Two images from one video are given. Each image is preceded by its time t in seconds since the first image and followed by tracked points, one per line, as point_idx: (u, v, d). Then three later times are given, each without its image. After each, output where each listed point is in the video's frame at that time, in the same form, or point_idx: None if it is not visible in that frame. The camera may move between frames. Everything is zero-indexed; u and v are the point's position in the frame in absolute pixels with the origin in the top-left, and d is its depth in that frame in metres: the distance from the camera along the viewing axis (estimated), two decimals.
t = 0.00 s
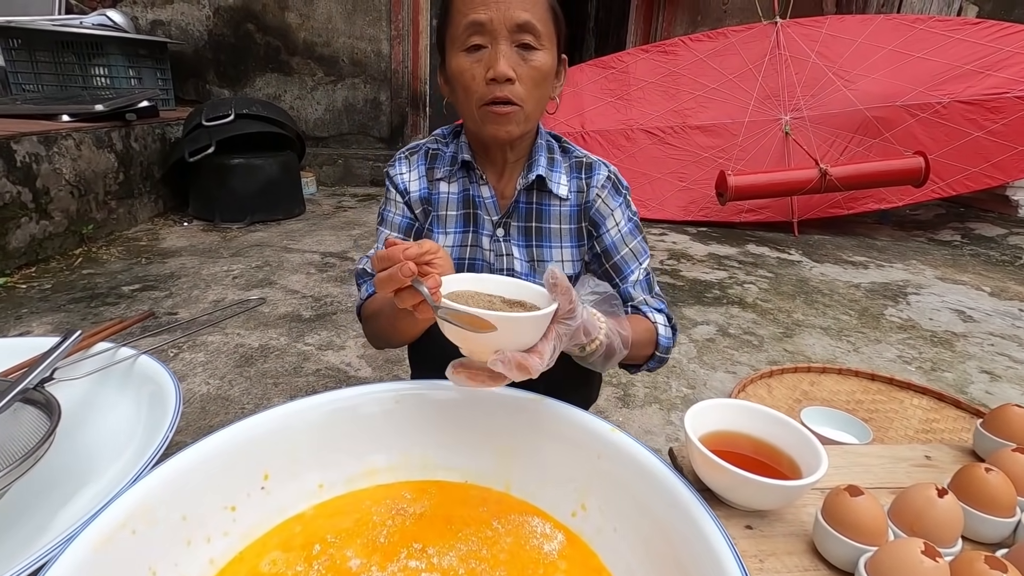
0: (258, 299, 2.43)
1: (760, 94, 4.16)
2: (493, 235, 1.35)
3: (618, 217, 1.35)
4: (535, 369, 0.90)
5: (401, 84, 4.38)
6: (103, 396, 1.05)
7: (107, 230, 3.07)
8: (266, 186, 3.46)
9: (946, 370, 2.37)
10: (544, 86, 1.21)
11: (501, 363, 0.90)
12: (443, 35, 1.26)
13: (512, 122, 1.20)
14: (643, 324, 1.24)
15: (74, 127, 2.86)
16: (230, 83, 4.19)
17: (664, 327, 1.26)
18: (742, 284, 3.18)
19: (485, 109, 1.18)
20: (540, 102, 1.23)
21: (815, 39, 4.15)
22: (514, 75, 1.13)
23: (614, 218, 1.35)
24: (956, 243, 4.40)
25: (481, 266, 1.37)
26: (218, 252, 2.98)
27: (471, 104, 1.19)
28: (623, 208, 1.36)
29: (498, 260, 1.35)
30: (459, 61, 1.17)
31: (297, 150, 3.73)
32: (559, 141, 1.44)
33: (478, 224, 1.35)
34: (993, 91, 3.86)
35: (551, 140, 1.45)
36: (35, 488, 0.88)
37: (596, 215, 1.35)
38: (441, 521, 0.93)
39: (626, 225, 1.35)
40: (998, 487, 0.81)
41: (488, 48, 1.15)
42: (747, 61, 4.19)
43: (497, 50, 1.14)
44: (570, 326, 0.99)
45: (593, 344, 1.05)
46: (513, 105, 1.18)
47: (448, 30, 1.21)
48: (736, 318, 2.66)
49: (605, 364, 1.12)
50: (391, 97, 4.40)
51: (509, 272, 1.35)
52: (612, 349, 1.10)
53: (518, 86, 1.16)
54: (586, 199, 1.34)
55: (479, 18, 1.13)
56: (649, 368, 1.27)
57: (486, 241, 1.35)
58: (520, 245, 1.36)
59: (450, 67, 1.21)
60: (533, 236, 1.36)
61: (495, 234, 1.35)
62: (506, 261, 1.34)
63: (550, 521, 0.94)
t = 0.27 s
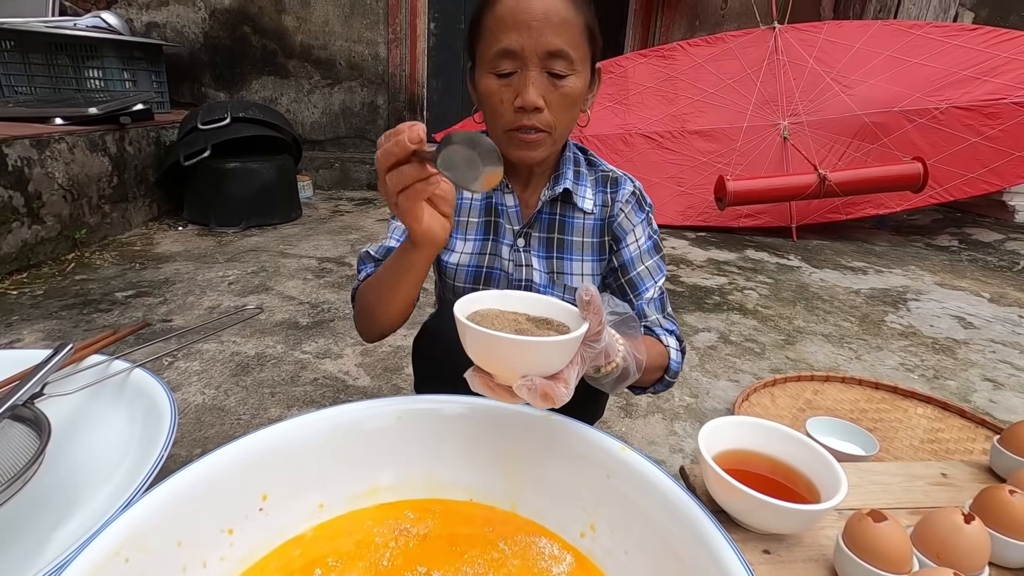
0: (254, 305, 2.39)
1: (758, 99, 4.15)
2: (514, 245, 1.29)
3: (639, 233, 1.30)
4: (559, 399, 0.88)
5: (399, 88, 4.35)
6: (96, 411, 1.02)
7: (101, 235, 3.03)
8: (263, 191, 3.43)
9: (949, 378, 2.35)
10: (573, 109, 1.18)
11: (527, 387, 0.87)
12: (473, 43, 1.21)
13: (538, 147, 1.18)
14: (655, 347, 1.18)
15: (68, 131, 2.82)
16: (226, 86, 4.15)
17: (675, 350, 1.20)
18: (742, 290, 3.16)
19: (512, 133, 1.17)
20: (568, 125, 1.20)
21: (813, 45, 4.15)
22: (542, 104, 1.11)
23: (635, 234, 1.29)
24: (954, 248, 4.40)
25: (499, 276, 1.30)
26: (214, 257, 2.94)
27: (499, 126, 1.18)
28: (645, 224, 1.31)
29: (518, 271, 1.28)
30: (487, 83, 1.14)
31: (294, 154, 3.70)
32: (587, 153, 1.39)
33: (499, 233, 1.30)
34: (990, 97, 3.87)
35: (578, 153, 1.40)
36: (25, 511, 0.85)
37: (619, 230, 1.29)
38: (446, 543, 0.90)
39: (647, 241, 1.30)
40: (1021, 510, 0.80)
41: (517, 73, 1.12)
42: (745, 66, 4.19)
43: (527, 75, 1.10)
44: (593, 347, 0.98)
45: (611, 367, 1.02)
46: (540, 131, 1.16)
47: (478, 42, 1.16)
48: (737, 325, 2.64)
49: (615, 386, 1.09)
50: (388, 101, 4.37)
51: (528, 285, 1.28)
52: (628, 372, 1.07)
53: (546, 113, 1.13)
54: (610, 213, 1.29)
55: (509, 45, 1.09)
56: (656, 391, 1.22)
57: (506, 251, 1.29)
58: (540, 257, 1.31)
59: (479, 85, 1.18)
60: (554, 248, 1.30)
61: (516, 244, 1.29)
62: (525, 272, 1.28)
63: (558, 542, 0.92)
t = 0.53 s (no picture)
0: (248, 312, 2.35)
1: (754, 103, 4.15)
2: (520, 254, 1.26)
3: (650, 244, 1.26)
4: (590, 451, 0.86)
5: (394, 92, 4.33)
6: (83, 425, 0.98)
7: (91, 240, 2.99)
8: (257, 195, 3.39)
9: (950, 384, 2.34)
10: (594, 108, 1.15)
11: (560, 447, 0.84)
12: (494, 40, 1.20)
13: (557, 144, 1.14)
14: (671, 366, 1.14)
15: (58, 134, 2.78)
16: (219, 88, 4.11)
17: (690, 366, 1.16)
18: (741, 295, 3.15)
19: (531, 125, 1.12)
20: (586, 125, 1.17)
21: (808, 49, 4.15)
22: (565, 95, 1.08)
23: (646, 245, 1.26)
24: (950, 252, 4.41)
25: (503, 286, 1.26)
26: (207, 262, 2.90)
27: (515, 120, 1.14)
28: (656, 235, 1.27)
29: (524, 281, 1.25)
30: (509, 72, 1.12)
31: (288, 157, 3.66)
32: (596, 162, 1.36)
33: (504, 243, 1.26)
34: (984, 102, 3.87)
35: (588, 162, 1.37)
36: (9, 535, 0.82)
37: (629, 240, 1.26)
38: (449, 563, 0.87)
39: (658, 253, 1.26)
40: None
41: (542, 63, 1.10)
42: (741, 70, 4.18)
43: (552, 66, 1.09)
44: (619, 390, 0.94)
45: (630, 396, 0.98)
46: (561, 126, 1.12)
47: (501, 39, 1.16)
48: (736, 330, 2.62)
49: (632, 411, 1.04)
50: (383, 104, 4.35)
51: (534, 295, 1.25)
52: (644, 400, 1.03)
53: (568, 107, 1.10)
54: (620, 223, 1.26)
55: (537, 33, 1.08)
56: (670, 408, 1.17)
57: (511, 261, 1.26)
58: (548, 267, 1.27)
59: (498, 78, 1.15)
60: (563, 258, 1.26)
61: (522, 254, 1.26)
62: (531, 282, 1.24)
63: (564, 560, 0.89)
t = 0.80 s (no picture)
0: (242, 313, 2.33)
1: (748, 105, 4.16)
2: (519, 252, 1.24)
3: (652, 241, 1.24)
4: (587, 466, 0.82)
5: (388, 93, 4.31)
6: (72, 426, 0.96)
7: (81, 241, 2.95)
8: (249, 196, 3.35)
9: (946, 383, 2.34)
10: (595, 103, 1.14)
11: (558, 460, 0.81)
12: (492, 34, 1.18)
13: (558, 139, 1.13)
14: (676, 367, 1.12)
15: (47, 134, 2.74)
16: (211, 90, 4.08)
17: (695, 365, 1.14)
18: (736, 295, 3.15)
19: (530, 120, 1.12)
20: (587, 120, 1.16)
21: (801, 51, 4.17)
22: (567, 89, 1.07)
23: (647, 241, 1.24)
24: (942, 253, 4.43)
25: (502, 284, 1.25)
26: (199, 264, 2.86)
27: (515, 114, 1.12)
28: (658, 231, 1.25)
29: (523, 279, 1.24)
30: (509, 66, 1.10)
31: (281, 159, 3.63)
32: (596, 159, 1.34)
33: (503, 241, 1.24)
34: (975, 104, 3.90)
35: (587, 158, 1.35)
36: None
37: (630, 237, 1.24)
38: (450, 564, 0.85)
39: (660, 249, 1.25)
40: None
41: (543, 56, 1.08)
42: (735, 72, 4.20)
43: (553, 59, 1.07)
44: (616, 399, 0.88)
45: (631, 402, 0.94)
46: (561, 120, 1.11)
47: (499, 31, 1.14)
48: (732, 330, 2.62)
49: (633, 418, 1.01)
50: (377, 106, 4.33)
51: (534, 292, 1.24)
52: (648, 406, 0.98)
53: (570, 100, 1.09)
54: (621, 220, 1.24)
55: (538, 26, 1.06)
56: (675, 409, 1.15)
57: (509, 259, 1.24)
58: (548, 264, 1.25)
59: (497, 71, 1.14)
60: (563, 254, 1.25)
61: (521, 251, 1.24)
62: (530, 279, 1.24)
63: (568, 560, 0.87)
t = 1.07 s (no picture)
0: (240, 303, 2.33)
1: (743, 99, 4.18)
2: (519, 239, 1.25)
3: (651, 227, 1.26)
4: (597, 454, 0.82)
5: (383, 85, 4.30)
6: (79, 407, 0.96)
7: (75, 232, 2.93)
8: (245, 187, 3.34)
9: (937, 372, 2.38)
10: (596, 91, 1.15)
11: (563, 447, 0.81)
12: (494, 22, 1.19)
13: (560, 127, 1.14)
14: (676, 353, 1.14)
15: (40, 123, 2.72)
16: (205, 81, 4.06)
17: (695, 350, 1.16)
18: (731, 287, 3.17)
19: (533, 109, 1.13)
20: (588, 108, 1.17)
21: (795, 46, 4.19)
22: (569, 78, 1.08)
23: (647, 228, 1.26)
24: (933, 246, 4.47)
25: (503, 271, 1.26)
26: (195, 254, 2.86)
27: (518, 103, 1.13)
28: (657, 217, 1.27)
29: (524, 266, 1.25)
30: (511, 54, 1.11)
31: (277, 150, 3.62)
32: (595, 145, 1.35)
33: (504, 228, 1.25)
34: (966, 99, 3.94)
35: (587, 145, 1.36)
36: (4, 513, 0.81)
37: (629, 223, 1.26)
38: (456, 539, 0.87)
39: (659, 235, 1.27)
40: None
41: (545, 45, 1.09)
42: (730, 66, 4.21)
43: (555, 47, 1.08)
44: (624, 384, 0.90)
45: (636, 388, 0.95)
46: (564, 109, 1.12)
47: (502, 20, 1.15)
48: (727, 321, 2.64)
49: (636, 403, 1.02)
50: (372, 98, 4.31)
51: (534, 279, 1.25)
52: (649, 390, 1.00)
53: (572, 89, 1.10)
54: (621, 206, 1.25)
55: (540, 14, 1.07)
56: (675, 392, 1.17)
57: (511, 246, 1.25)
58: (548, 250, 1.26)
59: (499, 59, 1.15)
60: (563, 241, 1.26)
61: (522, 238, 1.25)
62: (531, 266, 1.24)
63: (572, 535, 0.89)
